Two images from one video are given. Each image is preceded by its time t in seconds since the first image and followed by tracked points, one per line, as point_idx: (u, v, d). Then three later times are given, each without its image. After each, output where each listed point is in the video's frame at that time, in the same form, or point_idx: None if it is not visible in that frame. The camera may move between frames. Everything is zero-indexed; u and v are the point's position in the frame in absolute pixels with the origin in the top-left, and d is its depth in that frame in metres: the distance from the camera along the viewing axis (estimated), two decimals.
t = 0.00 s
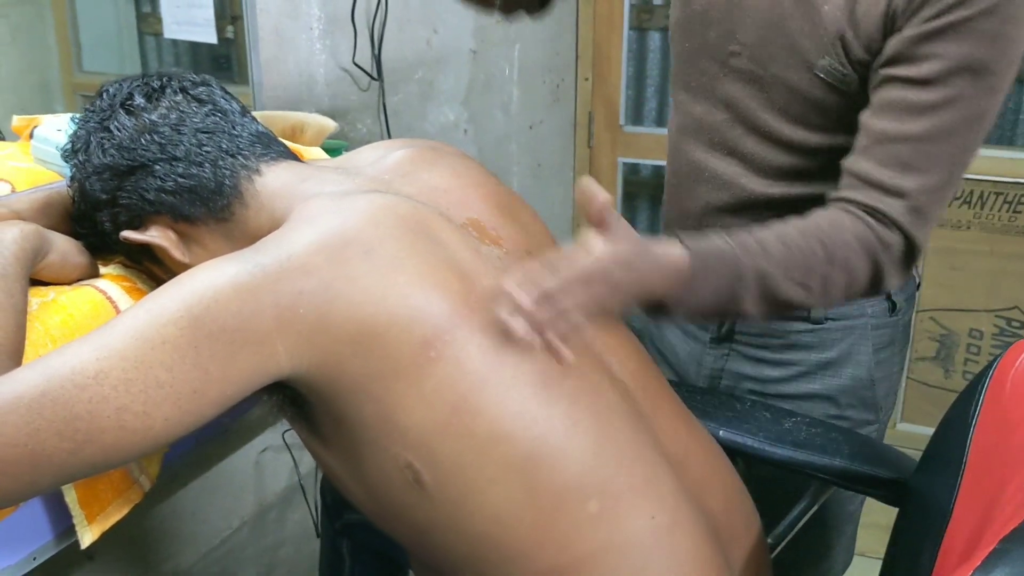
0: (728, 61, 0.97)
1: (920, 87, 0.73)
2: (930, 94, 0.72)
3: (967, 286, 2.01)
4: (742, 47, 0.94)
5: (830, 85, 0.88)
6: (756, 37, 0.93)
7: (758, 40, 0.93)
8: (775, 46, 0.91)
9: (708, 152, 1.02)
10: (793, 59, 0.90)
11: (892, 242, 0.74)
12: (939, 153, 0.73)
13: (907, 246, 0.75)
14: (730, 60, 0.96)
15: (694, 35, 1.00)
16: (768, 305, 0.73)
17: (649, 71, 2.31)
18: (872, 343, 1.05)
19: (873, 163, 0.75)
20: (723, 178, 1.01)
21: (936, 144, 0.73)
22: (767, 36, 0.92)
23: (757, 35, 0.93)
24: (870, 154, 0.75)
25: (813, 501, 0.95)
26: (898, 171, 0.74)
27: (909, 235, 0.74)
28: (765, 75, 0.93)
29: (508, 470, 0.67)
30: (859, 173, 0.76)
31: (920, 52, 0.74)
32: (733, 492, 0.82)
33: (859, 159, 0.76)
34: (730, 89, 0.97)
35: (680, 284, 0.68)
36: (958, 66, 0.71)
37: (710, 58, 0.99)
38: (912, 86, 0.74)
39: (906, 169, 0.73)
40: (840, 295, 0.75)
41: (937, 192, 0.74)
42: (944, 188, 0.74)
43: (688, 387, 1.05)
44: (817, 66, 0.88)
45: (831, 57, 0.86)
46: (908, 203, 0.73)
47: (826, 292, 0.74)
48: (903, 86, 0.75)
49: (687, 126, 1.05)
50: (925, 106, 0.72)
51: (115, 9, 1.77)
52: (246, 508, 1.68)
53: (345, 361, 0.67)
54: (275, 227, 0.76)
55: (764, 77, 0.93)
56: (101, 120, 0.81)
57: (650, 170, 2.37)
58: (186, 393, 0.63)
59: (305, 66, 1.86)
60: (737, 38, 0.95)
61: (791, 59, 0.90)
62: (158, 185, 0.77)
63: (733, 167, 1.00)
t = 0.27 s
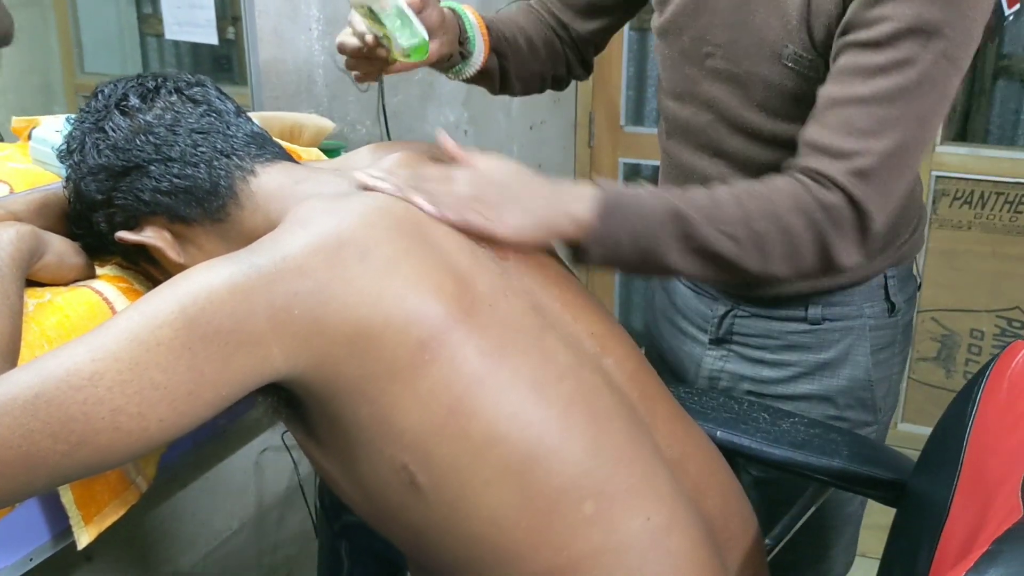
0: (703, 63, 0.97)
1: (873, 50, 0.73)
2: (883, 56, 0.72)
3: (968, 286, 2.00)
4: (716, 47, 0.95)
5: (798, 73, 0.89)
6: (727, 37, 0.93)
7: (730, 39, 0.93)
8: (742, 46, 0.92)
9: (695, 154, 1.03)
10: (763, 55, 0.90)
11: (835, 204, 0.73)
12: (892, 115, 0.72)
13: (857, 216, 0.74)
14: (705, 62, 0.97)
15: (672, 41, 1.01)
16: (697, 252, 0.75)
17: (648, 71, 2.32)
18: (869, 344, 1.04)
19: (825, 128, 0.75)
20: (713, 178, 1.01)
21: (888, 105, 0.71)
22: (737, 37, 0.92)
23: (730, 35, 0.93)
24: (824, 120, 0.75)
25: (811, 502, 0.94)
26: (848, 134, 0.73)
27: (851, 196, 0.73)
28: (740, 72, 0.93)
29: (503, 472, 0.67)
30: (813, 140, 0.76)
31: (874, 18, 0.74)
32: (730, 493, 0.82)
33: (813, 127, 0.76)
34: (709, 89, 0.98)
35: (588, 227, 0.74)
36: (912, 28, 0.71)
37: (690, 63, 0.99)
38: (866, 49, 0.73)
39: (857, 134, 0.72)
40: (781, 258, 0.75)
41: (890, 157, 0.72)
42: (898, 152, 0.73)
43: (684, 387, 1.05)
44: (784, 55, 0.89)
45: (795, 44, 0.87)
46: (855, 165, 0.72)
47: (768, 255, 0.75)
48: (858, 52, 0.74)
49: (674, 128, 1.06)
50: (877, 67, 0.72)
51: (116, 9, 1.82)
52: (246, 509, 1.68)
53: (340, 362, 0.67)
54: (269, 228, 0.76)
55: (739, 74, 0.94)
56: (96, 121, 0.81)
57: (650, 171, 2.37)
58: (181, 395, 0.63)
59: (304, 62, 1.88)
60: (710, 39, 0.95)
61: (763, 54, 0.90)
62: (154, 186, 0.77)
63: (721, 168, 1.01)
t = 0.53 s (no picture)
0: (699, 69, 0.98)
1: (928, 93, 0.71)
2: (941, 96, 0.70)
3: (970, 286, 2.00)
4: (710, 54, 0.96)
5: (800, 86, 0.88)
6: (724, 44, 0.94)
7: (726, 46, 0.93)
8: (733, 55, 0.93)
9: (694, 158, 1.04)
10: (757, 65, 0.91)
11: (954, 253, 0.72)
12: (966, 151, 0.70)
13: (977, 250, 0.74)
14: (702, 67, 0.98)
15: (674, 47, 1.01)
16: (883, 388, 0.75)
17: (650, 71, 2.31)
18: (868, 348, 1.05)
19: (907, 178, 0.73)
20: (710, 182, 1.02)
21: (960, 141, 0.70)
22: (732, 44, 0.93)
23: (725, 41, 0.93)
24: (903, 172, 0.74)
25: (810, 504, 0.94)
26: (931, 179, 0.72)
27: (968, 237, 0.73)
28: (734, 80, 0.94)
29: (501, 474, 0.67)
30: (897, 191, 0.74)
31: (916, 54, 0.72)
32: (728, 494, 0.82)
33: (892, 177, 0.75)
34: (702, 93, 0.99)
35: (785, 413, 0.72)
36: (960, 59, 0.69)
37: (688, 68, 1.00)
38: (919, 93, 0.72)
39: (940, 175, 0.71)
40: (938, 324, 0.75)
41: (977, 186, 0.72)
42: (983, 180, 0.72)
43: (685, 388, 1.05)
44: (784, 67, 0.88)
45: (797, 57, 0.87)
46: (957, 206, 0.72)
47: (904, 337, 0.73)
48: (912, 96, 0.73)
49: (673, 134, 1.07)
50: (940, 111, 0.70)
51: (117, 9, 1.82)
52: (247, 510, 1.68)
53: (337, 364, 0.67)
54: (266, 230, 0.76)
55: (733, 82, 0.94)
56: (93, 124, 0.81)
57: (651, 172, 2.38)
58: (178, 397, 0.63)
59: (304, 66, 1.83)
60: (705, 47, 0.96)
61: (755, 63, 0.91)
62: (152, 188, 0.77)
63: (718, 172, 1.01)
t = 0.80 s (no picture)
0: (713, 68, 0.96)
1: (884, 61, 0.71)
2: (894, 68, 0.70)
3: (971, 285, 2.00)
4: (726, 53, 0.93)
5: (813, 82, 0.88)
6: (739, 41, 0.92)
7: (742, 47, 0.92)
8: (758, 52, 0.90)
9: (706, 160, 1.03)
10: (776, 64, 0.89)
11: (832, 217, 0.72)
12: (899, 130, 0.71)
13: (852, 228, 0.73)
14: (716, 68, 0.96)
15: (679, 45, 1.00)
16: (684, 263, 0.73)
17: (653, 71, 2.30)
18: (888, 349, 1.04)
19: (825, 141, 0.73)
20: (726, 184, 1.01)
21: (895, 119, 0.70)
22: (750, 43, 0.91)
23: (741, 40, 0.91)
24: (826, 133, 0.73)
25: (807, 509, 0.94)
26: (850, 148, 0.71)
27: (846, 208, 0.71)
28: (753, 79, 0.92)
29: (500, 473, 0.67)
30: (814, 152, 0.74)
31: (884, 29, 0.72)
32: (729, 494, 0.82)
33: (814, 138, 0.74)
34: (717, 95, 0.97)
35: (580, 238, 0.71)
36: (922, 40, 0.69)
37: (699, 69, 0.98)
38: (874, 62, 0.72)
39: (861, 145, 0.71)
40: (773, 272, 0.74)
41: (890, 168, 0.71)
42: (902, 166, 0.72)
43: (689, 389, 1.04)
44: (798, 65, 0.88)
45: (810, 54, 0.86)
46: (852, 176, 0.71)
47: (758, 268, 0.74)
48: (864, 63, 0.73)
49: (684, 135, 1.06)
50: (888, 83, 0.70)
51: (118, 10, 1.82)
52: (249, 510, 1.68)
53: (337, 363, 0.67)
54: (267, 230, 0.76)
55: (750, 82, 0.93)
56: (93, 124, 0.81)
57: (653, 171, 2.37)
58: (178, 397, 0.63)
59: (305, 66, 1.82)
60: (720, 45, 0.93)
61: (772, 59, 0.90)
62: (152, 189, 0.77)
63: (734, 174, 1.00)
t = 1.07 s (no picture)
0: (735, 77, 0.95)
1: (930, 76, 0.61)
2: (944, 83, 0.60)
3: (973, 286, 1.99)
4: (749, 61, 0.92)
5: (840, 96, 0.84)
6: (764, 52, 0.90)
7: (767, 55, 0.89)
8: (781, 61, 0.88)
9: (726, 169, 1.01)
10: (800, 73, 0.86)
11: (894, 251, 0.59)
12: (954, 151, 0.60)
13: (921, 254, 0.60)
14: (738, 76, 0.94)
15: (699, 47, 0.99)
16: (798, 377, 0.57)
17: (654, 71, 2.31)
18: (908, 352, 1.03)
19: (871, 165, 0.61)
20: (744, 195, 0.99)
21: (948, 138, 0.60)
22: (776, 52, 0.88)
23: (764, 49, 0.89)
24: (870, 153, 0.62)
25: (816, 506, 0.96)
26: (904, 169, 0.60)
27: (911, 237, 0.59)
28: (776, 90, 0.90)
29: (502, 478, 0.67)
30: (858, 174, 0.62)
31: (926, 43, 0.63)
32: (733, 497, 0.81)
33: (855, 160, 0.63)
34: (739, 103, 0.95)
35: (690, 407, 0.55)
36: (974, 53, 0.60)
37: (720, 76, 0.97)
38: (918, 76, 0.62)
39: (917, 165, 0.60)
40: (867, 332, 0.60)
41: (943, 193, 0.60)
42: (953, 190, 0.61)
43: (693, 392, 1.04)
44: (826, 77, 0.84)
45: (839, 68, 0.82)
46: (913, 205, 0.59)
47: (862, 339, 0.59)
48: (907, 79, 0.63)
49: (704, 144, 1.04)
50: (938, 99, 0.60)
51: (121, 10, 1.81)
52: (251, 511, 1.69)
53: (337, 368, 0.67)
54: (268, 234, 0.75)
55: (775, 92, 0.90)
56: (93, 128, 0.81)
57: (655, 172, 2.37)
58: (178, 401, 0.63)
59: (307, 66, 1.82)
60: (745, 54, 0.92)
61: (800, 73, 0.86)
62: (151, 194, 0.77)
63: (756, 186, 0.98)
